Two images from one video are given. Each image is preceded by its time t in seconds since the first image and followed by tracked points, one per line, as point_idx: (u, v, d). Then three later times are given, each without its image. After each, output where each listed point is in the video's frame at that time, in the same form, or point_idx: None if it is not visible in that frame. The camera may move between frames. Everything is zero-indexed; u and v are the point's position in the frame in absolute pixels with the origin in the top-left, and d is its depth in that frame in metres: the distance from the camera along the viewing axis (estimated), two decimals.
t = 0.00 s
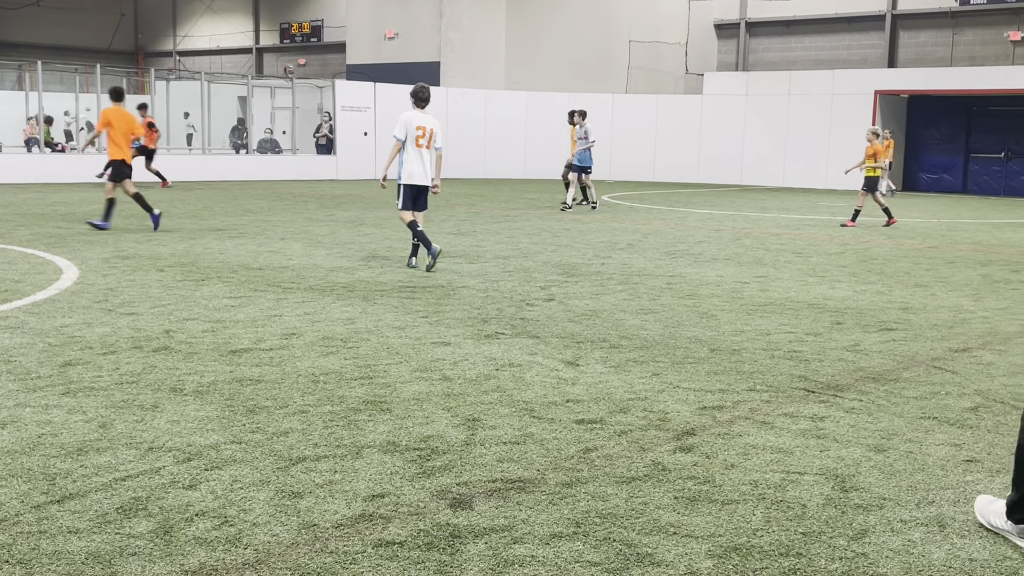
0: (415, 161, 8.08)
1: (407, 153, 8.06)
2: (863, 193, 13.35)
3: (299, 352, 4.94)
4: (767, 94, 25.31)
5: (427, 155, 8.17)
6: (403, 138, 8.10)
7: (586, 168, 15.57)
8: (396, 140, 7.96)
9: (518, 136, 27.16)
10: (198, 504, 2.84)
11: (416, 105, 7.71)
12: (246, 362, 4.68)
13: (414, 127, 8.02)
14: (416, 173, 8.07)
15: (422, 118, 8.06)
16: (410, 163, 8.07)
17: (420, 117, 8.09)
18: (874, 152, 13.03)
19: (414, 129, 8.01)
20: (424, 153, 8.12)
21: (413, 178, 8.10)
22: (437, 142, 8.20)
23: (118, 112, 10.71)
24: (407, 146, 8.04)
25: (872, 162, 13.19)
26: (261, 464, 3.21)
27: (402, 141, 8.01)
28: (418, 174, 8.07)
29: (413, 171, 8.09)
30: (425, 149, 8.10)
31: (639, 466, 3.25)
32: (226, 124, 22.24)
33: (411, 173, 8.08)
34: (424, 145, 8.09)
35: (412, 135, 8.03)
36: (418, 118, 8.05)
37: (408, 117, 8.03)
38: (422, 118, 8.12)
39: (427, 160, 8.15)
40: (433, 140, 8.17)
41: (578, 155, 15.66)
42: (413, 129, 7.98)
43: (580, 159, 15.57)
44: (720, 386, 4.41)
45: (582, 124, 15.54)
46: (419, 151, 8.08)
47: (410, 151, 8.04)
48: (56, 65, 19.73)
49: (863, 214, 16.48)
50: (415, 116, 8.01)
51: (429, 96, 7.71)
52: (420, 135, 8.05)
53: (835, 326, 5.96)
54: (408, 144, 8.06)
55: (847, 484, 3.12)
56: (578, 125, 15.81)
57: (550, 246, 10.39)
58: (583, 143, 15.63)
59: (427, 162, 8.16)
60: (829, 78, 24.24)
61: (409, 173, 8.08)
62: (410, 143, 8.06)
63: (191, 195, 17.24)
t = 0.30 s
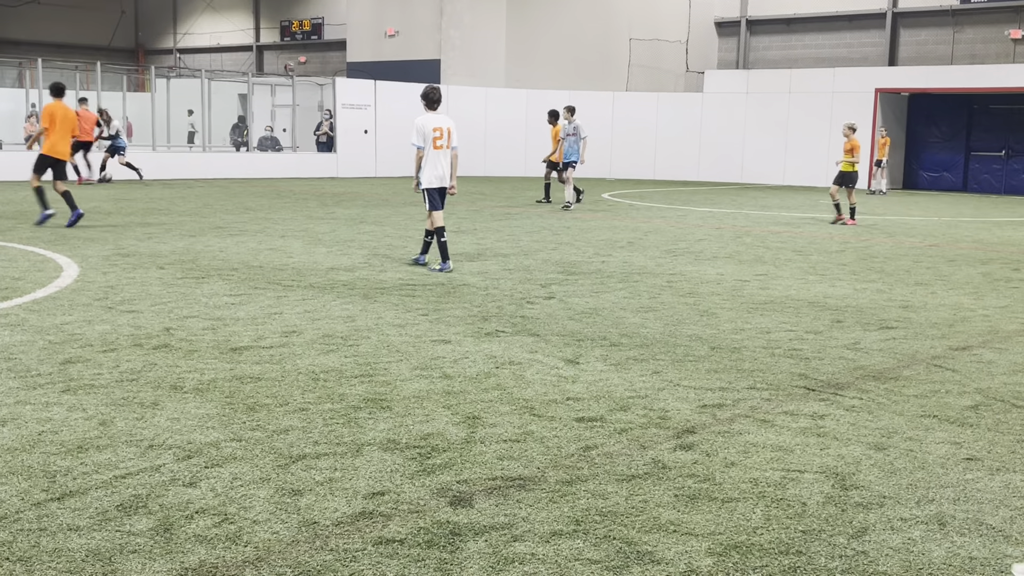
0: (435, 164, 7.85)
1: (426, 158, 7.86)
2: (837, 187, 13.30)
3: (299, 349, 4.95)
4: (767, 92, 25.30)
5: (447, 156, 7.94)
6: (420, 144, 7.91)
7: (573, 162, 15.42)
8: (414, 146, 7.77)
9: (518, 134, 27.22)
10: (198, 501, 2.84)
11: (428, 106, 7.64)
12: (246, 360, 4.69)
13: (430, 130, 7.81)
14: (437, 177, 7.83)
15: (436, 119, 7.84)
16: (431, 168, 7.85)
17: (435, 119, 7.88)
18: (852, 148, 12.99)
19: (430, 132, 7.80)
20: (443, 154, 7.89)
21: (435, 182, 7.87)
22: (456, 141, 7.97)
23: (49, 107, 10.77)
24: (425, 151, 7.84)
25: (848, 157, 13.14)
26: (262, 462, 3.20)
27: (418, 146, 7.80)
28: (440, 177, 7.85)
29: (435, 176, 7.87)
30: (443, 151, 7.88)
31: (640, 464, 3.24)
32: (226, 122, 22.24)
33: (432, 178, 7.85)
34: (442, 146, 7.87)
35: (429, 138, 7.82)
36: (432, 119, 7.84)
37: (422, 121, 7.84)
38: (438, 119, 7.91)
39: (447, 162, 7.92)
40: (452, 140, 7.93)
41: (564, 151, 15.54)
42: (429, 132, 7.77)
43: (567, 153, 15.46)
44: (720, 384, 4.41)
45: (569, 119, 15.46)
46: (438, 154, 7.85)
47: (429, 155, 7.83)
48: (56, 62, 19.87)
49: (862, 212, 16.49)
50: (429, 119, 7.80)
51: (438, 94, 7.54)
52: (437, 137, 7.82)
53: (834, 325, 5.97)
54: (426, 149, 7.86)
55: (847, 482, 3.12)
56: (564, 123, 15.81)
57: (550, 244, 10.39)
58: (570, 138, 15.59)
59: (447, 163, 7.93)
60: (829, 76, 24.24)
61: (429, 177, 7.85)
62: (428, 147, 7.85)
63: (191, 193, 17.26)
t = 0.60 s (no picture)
0: (454, 162, 7.83)
1: (445, 156, 7.83)
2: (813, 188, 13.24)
3: (299, 348, 4.95)
4: (768, 90, 25.29)
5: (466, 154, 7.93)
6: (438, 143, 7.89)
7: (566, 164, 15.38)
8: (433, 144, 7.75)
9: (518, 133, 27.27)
10: (199, 500, 2.84)
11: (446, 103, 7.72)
12: (247, 358, 4.69)
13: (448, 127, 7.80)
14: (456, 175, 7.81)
15: (454, 117, 7.84)
16: (450, 165, 7.83)
17: (452, 117, 7.88)
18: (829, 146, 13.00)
19: (447, 130, 7.80)
20: (461, 152, 7.87)
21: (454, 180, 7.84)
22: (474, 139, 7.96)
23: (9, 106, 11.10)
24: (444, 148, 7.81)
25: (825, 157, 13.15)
26: (262, 460, 3.21)
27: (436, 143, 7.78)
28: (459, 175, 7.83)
29: (454, 174, 7.85)
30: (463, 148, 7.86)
31: (640, 462, 3.25)
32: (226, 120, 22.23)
33: (452, 175, 7.83)
34: (461, 143, 7.85)
35: (447, 135, 7.80)
36: (450, 117, 7.84)
37: (440, 119, 7.84)
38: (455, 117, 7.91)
39: (466, 159, 7.90)
40: (470, 138, 7.92)
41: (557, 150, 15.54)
42: (447, 129, 7.76)
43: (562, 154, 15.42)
44: (721, 382, 4.41)
45: (563, 118, 15.39)
46: (457, 151, 7.84)
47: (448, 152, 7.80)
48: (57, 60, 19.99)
49: (863, 210, 16.47)
50: (447, 116, 7.80)
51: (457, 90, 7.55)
52: (455, 134, 7.82)
53: (835, 323, 5.97)
54: (444, 147, 7.83)
55: (847, 481, 3.12)
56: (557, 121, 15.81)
57: (551, 242, 10.38)
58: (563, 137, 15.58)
59: (466, 161, 7.91)
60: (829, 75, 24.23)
61: (448, 175, 7.82)
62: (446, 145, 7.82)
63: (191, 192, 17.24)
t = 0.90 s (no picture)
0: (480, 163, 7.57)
1: (471, 156, 7.58)
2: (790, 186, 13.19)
3: (300, 347, 4.94)
4: (768, 89, 25.28)
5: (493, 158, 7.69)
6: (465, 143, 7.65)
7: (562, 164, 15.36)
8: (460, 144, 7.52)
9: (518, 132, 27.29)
10: (199, 499, 2.84)
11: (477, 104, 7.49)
12: (247, 357, 4.69)
13: (475, 128, 7.57)
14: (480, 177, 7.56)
15: (482, 119, 7.61)
16: (476, 166, 7.57)
17: (481, 119, 7.65)
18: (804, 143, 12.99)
19: (475, 132, 7.57)
20: (488, 155, 7.61)
21: (479, 183, 7.60)
22: (502, 143, 7.71)
23: None
24: (470, 150, 7.58)
25: (800, 154, 13.13)
26: (263, 459, 3.21)
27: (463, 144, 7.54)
28: (484, 178, 7.58)
29: (478, 177, 7.60)
30: (489, 151, 7.62)
31: (641, 461, 3.25)
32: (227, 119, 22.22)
33: (476, 178, 7.59)
34: (488, 147, 7.61)
35: (474, 136, 7.57)
36: (479, 119, 7.61)
37: (468, 120, 7.61)
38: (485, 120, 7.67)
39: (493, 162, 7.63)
40: (498, 141, 7.68)
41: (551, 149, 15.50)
42: (474, 130, 7.54)
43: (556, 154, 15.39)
44: (721, 381, 4.42)
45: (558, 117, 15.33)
46: (483, 153, 7.59)
47: (474, 154, 7.55)
48: (57, 59, 19.81)
49: (864, 209, 16.45)
50: (475, 118, 7.57)
51: (487, 92, 7.34)
52: (482, 137, 7.58)
53: (836, 322, 5.97)
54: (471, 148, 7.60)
55: (848, 480, 3.12)
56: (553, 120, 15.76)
57: (552, 241, 10.38)
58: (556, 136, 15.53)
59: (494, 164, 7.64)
60: (830, 73, 24.23)
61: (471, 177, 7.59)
62: (472, 146, 7.58)
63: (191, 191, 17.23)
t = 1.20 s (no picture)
0: (503, 161, 7.54)
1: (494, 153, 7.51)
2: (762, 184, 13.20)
3: (300, 348, 4.94)
4: (768, 89, 25.27)
5: (512, 156, 7.66)
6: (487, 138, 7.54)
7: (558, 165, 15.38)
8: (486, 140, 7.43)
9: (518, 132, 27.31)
10: (200, 499, 2.85)
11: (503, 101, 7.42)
12: (248, 358, 4.70)
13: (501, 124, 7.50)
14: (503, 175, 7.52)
15: (507, 115, 7.55)
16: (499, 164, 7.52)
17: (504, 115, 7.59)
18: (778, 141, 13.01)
19: (500, 127, 7.51)
20: (510, 152, 7.59)
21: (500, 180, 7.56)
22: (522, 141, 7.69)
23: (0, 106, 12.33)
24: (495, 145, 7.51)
25: (775, 152, 13.14)
26: (264, 460, 3.21)
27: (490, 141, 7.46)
28: (505, 175, 7.55)
29: (500, 174, 7.57)
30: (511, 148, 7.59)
31: (641, 461, 3.25)
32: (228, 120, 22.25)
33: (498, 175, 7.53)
34: (510, 143, 7.58)
35: (499, 133, 7.50)
36: (503, 114, 7.55)
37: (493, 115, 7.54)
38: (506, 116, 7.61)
39: (513, 160, 7.62)
40: (519, 139, 7.65)
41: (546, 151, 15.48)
42: (500, 127, 7.47)
43: (550, 154, 15.43)
44: (722, 381, 4.41)
45: (552, 117, 15.31)
46: (506, 151, 7.55)
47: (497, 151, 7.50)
48: (58, 60, 19.80)
49: (865, 208, 16.44)
50: (501, 114, 7.49)
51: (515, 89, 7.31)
52: (506, 133, 7.53)
53: (836, 322, 5.96)
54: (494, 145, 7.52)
55: (849, 480, 3.12)
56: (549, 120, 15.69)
57: (552, 241, 10.38)
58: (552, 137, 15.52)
59: (514, 162, 7.63)
60: (830, 73, 24.23)
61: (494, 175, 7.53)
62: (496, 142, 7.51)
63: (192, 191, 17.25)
